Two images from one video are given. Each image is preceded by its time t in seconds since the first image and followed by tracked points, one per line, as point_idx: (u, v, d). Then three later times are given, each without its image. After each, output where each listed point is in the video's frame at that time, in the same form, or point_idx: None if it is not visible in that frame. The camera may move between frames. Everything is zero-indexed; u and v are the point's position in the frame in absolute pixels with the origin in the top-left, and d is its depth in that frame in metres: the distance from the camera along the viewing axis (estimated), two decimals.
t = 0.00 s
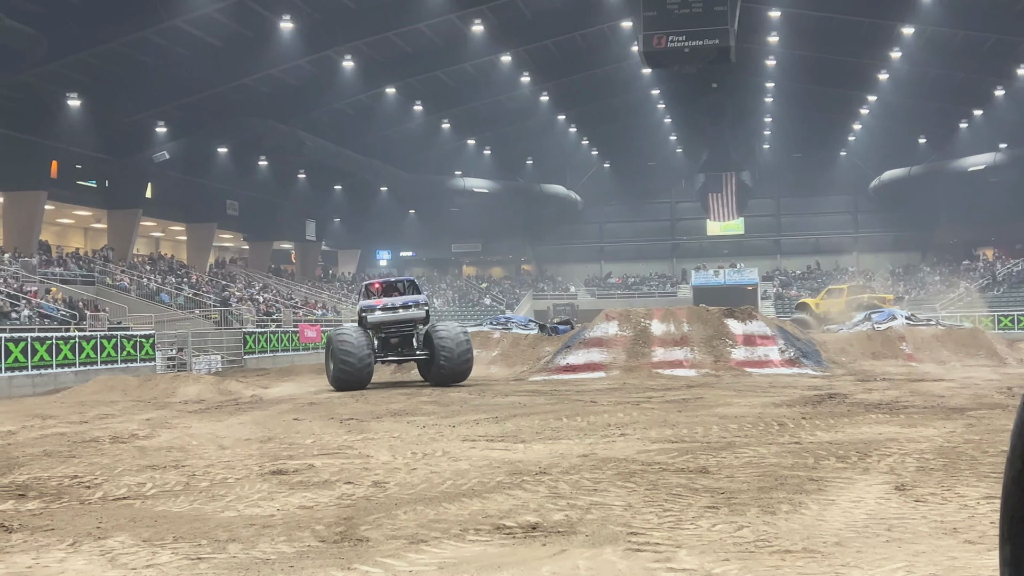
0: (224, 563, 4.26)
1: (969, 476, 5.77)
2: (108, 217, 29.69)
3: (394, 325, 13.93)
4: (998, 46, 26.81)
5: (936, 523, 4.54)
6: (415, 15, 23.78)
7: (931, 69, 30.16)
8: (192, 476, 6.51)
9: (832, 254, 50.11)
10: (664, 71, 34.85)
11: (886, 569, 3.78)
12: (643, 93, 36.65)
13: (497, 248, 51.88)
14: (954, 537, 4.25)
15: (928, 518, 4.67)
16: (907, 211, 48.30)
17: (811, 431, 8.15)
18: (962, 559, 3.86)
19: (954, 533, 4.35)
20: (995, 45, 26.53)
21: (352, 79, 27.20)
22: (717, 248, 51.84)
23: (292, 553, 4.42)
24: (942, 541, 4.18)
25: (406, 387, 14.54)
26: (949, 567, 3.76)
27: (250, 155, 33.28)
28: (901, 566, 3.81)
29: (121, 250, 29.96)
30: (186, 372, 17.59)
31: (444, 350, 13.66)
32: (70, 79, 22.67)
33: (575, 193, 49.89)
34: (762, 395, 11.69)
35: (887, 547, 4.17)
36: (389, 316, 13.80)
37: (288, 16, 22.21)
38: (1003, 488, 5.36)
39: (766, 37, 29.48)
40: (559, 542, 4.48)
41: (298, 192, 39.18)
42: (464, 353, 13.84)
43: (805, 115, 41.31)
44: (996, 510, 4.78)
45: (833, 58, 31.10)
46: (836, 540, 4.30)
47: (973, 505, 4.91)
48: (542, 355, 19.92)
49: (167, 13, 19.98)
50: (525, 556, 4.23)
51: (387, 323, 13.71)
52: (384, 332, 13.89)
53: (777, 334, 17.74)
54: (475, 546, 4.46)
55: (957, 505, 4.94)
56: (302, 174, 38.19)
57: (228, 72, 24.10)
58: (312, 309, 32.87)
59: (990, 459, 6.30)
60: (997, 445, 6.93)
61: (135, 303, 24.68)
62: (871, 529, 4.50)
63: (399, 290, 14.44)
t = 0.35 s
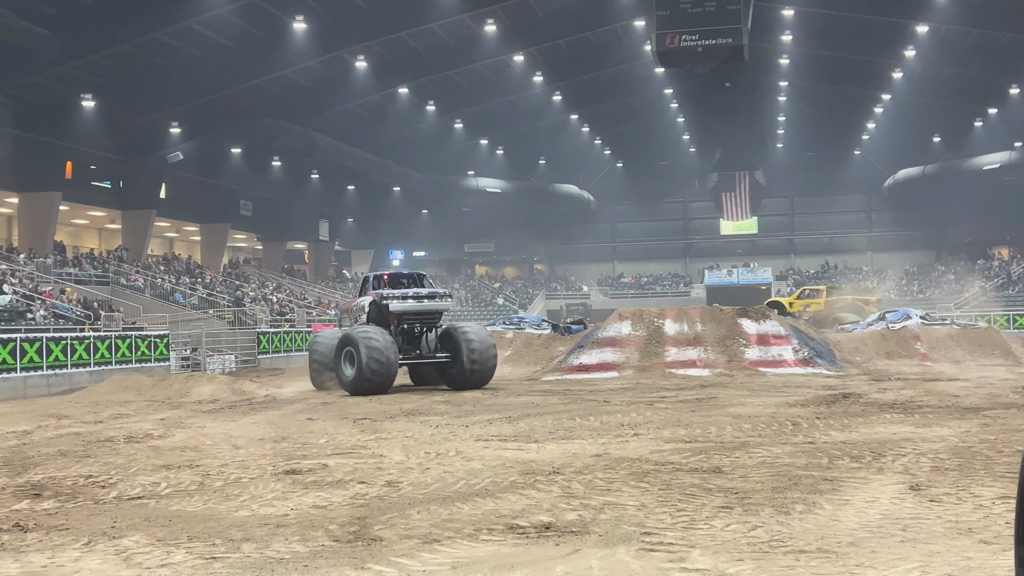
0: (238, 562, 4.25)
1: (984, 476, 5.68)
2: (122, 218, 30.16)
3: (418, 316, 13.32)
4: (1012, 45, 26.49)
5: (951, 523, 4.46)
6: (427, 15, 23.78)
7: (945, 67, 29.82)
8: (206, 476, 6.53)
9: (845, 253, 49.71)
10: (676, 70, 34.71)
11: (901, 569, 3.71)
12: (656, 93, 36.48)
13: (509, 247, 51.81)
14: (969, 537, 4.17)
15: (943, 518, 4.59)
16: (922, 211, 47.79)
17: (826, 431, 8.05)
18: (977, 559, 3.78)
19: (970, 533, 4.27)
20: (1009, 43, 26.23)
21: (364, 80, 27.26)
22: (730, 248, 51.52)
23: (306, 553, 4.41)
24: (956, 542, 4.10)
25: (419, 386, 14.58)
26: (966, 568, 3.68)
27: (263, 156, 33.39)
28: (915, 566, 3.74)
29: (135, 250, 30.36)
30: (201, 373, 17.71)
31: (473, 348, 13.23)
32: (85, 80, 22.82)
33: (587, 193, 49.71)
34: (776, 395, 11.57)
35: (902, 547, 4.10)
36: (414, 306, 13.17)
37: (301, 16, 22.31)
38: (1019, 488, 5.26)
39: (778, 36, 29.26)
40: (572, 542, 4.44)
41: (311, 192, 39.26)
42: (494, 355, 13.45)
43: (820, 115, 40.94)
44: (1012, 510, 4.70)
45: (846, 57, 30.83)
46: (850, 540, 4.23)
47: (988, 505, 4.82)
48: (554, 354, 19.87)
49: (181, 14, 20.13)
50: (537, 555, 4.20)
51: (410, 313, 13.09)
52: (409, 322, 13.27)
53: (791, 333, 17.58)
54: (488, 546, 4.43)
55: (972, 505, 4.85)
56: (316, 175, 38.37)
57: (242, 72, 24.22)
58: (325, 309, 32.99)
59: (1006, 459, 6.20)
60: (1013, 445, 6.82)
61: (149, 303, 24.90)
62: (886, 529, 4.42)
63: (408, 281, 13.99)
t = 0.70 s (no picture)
0: (245, 561, 4.25)
1: (991, 475, 5.63)
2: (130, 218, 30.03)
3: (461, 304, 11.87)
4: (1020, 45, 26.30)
5: (959, 523, 4.42)
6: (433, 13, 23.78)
7: (952, 65, 29.64)
8: (213, 475, 6.53)
9: (853, 252, 49.53)
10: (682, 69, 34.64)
11: (908, 568, 3.68)
12: (662, 92, 36.44)
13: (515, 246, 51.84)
14: (977, 537, 4.13)
15: (951, 517, 4.55)
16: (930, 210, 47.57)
17: (833, 430, 8.00)
18: (984, 559, 3.75)
19: (980, 533, 4.23)
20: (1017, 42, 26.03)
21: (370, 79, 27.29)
22: (737, 246, 51.38)
23: (313, 552, 4.40)
24: (964, 541, 4.06)
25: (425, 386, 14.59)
26: (974, 567, 3.64)
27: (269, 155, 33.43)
28: (923, 565, 3.71)
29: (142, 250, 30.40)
30: (209, 372, 17.75)
31: (525, 334, 12.32)
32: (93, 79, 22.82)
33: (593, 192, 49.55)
34: (783, 395, 11.50)
35: (910, 546, 4.06)
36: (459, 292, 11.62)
37: (307, 16, 22.33)
38: None
39: (785, 35, 29.15)
40: (579, 541, 4.42)
41: (318, 191, 39.30)
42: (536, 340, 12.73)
43: (827, 113, 40.79)
44: (1020, 509, 4.65)
45: (852, 55, 30.71)
46: (858, 540, 4.20)
47: (995, 505, 4.78)
48: (561, 353, 19.83)
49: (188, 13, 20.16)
50: (543, 554, 4.18)
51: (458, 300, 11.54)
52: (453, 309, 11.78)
53: (799, 332, 17.49)
54: (494, 545, 4.41)
55: (979, 505, 4.81)
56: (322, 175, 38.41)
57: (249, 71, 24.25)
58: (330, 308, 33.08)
59: (1014, 458, 6.14)
60: (1021, 443, 6.77)
61: (156, 302, 24.98)
62: (893, 528, 4.39)
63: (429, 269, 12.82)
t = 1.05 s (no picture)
0: (241, 561, 4.25)
1: (987, 474, 5.65)
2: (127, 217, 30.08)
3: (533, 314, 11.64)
4: (1018, 43, 26.31)
5: (956, 522, 4.44)
6: (431, 13, 23.77)
7: (949, 65, 29.66)
8: (210, 476, 6.52)
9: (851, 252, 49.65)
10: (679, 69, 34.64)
11: (904, 568, 3.69)
12: (659, 91, 36.49)
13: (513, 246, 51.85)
14: (973, 537, 4.14)
15: (947, 516, 4.57)
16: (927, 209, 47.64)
17: (829, 429, 8.02)
18: (981, 558, 3.76)
19: (976, 532, 4.24)
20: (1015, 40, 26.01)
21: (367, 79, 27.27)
22: (735, 246, 51.43)
23: (310, 552, 4.40)
24: (961, 541, 4.08)
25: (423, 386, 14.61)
26: (971, 567, 3.65)
27: (266, 155, 33.37)
28: (919, 565, 3.72)
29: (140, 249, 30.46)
30: (206, 372, 17.75)
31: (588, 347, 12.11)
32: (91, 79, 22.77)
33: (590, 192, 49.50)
34: (780, 394, 11.53)
35: (906, 545, 4.08)
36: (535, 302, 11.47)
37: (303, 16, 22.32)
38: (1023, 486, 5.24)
39: (782, 34, 29.17)
40: (576, 541, 4.42)
41: (315, 191, 39.22)
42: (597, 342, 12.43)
43: (824, 113, 40.83)
44: (1016, 508, 4.68)
45: (849, 55, 30.74)
46: (855, 540, 4.21)
47: (992, 504, 4.79)
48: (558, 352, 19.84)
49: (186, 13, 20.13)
50: (541, 555, 4.18)
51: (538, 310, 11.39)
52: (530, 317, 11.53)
53: (795, 331, 17.42)
54: (491, 545, 4.42)
55: (975, 504, 4.82)
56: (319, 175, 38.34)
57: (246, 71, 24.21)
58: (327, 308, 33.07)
59: (1011, 457, 6.16)
60: (1017, 443, 6.78)
61: (153, 302, 24.95)
62: (890, 528, 4.40)
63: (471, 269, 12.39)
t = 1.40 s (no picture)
0: (230, 564, 4.26)
1: (974, 475, 5.73)
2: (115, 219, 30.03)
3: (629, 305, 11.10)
4: (1005, 45, 26.53)
5: (942, 523, 4.50)
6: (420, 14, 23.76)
7: (936, 67, 29.89)
8: (198, 478, 6.50)
9: (839, 253, 50.13)
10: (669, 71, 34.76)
11: (890, 568, 3.75)
12: (648, 93, 36.65)
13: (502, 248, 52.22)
14: (960, 537, 4.21)
15: (934, 517, 4.63)
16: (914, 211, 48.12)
17: (817, 430, 8.10)
18: (967, 558, 3.82)
19: (962, 531, 4.32)
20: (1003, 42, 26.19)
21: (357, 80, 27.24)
22: (723, 247, 51.78)
23: (298, 554, 4.41)
24: (947, 541, 4.14)
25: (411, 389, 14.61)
26: (955, 566, 3.72)
27: (255, 155, 33.21)
28: (906, 565, 3.78)
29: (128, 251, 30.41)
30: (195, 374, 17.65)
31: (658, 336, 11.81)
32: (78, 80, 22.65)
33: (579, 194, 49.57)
34: (769, 395, 11.64)
35: (892, 546, 4.14)
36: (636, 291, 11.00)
37: (293, 17, 22.27)
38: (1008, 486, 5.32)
39: (770, 36, 29.38)
40: (564, 542, 4.46)
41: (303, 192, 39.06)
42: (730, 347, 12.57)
43: (812, 115, 41.13)
44: (1002, 508, 4.75)
45: (838, 56, 30.98)
46: (842, 540, 4.27)
47: (978, 504, 4.87)
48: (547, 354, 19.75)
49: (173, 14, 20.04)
50: (530, 556, 4.21)
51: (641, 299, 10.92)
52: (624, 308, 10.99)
53: (783, 333, 17.48)
54: (481, 546, 4.44)
55: (962, 504, 4.89)
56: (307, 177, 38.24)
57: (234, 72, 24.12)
58: (317, 310, 32.98)
59: (997, 458, 6.24)
60: (1003, 443, 6.87)
61: (141, 304, 24.84)
62: (877, 529, 4.46)
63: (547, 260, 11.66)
